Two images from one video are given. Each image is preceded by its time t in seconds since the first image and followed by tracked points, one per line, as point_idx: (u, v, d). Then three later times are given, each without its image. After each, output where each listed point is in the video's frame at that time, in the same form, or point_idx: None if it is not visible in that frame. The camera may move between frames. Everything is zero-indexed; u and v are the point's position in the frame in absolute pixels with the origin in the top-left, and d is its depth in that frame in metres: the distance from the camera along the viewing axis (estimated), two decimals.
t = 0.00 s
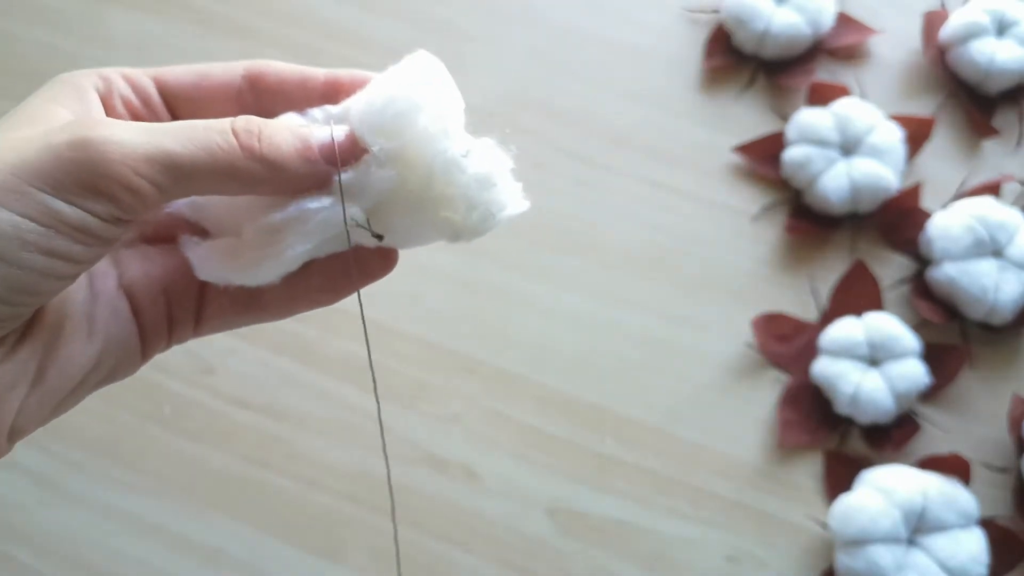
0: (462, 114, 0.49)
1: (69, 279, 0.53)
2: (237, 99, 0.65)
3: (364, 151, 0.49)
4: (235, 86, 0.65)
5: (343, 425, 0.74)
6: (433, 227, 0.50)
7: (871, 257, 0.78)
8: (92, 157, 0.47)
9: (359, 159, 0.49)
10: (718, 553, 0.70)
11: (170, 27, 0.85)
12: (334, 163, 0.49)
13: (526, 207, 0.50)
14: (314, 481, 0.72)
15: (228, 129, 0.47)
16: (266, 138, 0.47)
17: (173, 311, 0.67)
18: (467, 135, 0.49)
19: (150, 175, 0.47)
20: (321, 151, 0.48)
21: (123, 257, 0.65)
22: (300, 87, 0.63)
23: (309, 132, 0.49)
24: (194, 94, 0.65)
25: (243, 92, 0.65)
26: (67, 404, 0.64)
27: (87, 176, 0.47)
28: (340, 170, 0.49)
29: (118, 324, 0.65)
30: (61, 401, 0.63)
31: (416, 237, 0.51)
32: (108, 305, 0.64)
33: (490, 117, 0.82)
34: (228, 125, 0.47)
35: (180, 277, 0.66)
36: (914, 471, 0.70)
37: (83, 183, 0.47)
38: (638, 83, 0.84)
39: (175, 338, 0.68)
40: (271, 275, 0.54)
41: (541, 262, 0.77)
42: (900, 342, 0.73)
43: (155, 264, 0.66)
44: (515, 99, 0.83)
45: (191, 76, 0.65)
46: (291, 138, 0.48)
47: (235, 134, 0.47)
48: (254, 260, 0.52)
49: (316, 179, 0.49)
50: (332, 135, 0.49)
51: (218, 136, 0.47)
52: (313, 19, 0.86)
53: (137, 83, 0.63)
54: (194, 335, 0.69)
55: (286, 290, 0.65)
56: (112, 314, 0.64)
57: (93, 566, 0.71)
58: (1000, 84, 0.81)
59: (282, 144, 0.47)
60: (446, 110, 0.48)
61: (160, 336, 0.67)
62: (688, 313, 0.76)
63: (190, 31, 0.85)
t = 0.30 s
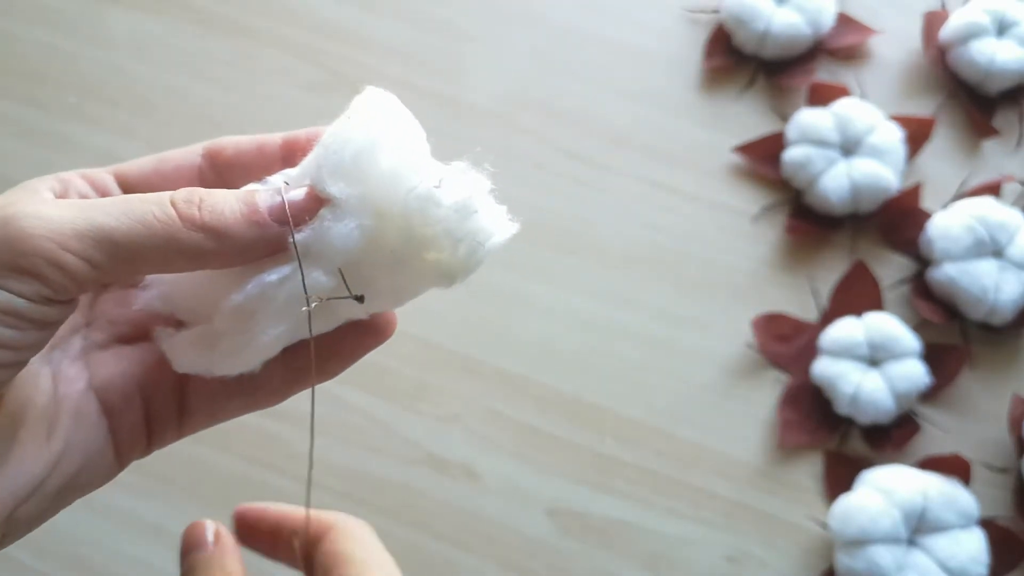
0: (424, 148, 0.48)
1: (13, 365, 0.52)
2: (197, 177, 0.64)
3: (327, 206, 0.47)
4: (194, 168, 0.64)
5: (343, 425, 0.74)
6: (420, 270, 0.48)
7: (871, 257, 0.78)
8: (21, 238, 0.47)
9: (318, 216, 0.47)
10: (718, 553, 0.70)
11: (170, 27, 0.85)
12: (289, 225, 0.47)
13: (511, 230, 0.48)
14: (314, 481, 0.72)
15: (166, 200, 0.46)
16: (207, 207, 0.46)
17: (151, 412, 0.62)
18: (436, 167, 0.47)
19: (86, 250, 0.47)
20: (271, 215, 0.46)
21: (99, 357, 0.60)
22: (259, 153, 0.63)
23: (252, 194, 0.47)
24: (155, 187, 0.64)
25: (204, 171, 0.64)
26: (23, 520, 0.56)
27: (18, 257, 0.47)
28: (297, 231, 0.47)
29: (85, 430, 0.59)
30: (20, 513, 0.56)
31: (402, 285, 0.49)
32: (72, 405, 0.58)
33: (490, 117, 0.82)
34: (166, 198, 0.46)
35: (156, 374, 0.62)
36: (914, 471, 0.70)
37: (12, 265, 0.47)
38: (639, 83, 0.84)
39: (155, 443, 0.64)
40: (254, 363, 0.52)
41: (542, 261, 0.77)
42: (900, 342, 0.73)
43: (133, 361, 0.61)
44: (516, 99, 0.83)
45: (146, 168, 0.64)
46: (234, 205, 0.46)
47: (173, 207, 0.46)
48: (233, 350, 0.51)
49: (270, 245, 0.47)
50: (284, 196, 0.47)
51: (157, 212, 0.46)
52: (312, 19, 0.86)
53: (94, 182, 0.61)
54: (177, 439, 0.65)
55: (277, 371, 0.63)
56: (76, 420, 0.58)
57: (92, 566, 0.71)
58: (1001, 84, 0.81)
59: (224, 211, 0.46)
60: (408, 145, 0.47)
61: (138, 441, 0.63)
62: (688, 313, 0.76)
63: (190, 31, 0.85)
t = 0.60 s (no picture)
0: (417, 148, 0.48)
1: (18, 371, 0.51)
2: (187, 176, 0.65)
3: (323, 208, 0.47)
4: (184, 167, 0.64)
5: (343, 425, 0.74)
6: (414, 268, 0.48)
7: (871, 257, 0.78)
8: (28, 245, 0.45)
9: (316, 217, 0.47)
10: (718, 553, 0.70)
11: (171, 27, 0.86)
12: (290, 227, 0.48)
13: (503, 227, 0.49)
14: (314, 481, 0.72)
15: (168, 206, 0.46)
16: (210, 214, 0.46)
17: (150, 408, 0.63)
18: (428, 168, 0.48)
19: (92, 257, 0.46)
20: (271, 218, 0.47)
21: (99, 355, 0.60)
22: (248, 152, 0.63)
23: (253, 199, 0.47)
24: (145, 186, 0.64)
25: (194, 169, 0.64)
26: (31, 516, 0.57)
27: (23, 264, 0.45)
28: (295, 233, 0.48)
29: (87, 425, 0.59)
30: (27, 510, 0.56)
31: (396, 284, 0.49)
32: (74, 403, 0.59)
33: (490, 117, 0.82)
34: (167, 203, 0.46)
35: (155, 369, 0.62)
36: (914, 471, 0.70)
37: (18, 271, 0.46)
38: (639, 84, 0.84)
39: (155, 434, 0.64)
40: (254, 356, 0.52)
41: (542, 261, 0.77)
42: (900, 342, 0.73)
43: (130, 357, 0.62)
44: (516, 99, 0.83)
45: (137, 166, 0.64)
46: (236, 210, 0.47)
47: (178, 215, 0.46)
48: (234, 343, 0.50)
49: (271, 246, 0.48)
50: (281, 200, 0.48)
51: (162, 218, 0.46)
52: (313, 19, 0.86)
53: (85, 181, 0.62)
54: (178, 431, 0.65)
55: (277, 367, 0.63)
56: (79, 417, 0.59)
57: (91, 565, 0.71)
58: (1001, 84, 0.81)
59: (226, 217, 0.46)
60: (402, 147, 0.48)
61: (138, 433, 0.63)
62: (687, 313, 0.76)
63: (190, 31, 0.85)
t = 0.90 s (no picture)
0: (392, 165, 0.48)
1: None
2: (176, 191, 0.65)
3: (291, 216, 0.47)
4: (172, 183, 0.65)
5: (344, 425, 0.74)
6: (379, 286, 0.47)
7: (871, 257, 0.78)
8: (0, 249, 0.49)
9: (276, 225, 0.47)
10: (718, 553, 0.70)
11: (170, 27, 0.85)
12: (248, 232, 0.47)
13: (474, 247, 0.47)
14: (315, 481, 0.72)
15: (127, 213, 0.48)
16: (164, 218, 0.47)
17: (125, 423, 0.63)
18: (399, 185, 0.47)
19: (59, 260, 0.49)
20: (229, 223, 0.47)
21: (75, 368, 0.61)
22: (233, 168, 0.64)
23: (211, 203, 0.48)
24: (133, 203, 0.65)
25: (182, 186, 0.65)
26: None
27: None
28: (254, 239, 0.47)
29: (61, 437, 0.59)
30: None
31: (361, 302, 0.48)
32: (47, 414, 0.59)
33: (490, 117, 0.82)
34: (128, 210, 0.48)
35: (132, 383, 0.62)
36: (915, 471, 0.70)
37: None
38: (639, 84, 0.84)
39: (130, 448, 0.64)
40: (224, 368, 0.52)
41: (542, 261, 0.77)
42: (900, 342, 0.73)
43: (107, 371, 0.61)
44: (516, 99, 0.83)
45: (126, 180, 0.65)
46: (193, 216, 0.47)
47: (134, 219, 0.47)
48: (200, 358, 0.51)
49: (228, 252, 0.48)
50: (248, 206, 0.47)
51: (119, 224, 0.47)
52: (313, 18, 0.86)
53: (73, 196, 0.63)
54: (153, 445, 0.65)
55: (250, 374, 0.63)
56: (51, 429, 0.59)
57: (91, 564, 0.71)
58: (1001, 84, 0.81)
59: (182, 222, 0.47)
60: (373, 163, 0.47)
61: (112, 447, 0.63)
62: (688, 313, 0.76)
63: (190, 31, 0.85)
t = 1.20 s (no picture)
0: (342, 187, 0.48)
1: None
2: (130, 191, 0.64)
3: (220, 259, 0.47)
4: (127, 182, 0.64)
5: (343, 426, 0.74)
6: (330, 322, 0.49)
7: (871, 257, 0.78)
8: None
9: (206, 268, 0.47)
10: (718, 553, 0.70)
11: (170, 27, 0.85)
12: (172, 277, 0.47)
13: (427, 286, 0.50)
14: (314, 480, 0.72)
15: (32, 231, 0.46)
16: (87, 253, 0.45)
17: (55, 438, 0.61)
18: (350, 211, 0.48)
19: None
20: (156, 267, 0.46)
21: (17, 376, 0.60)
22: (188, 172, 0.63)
23: (139, 241, 0.46)
24: (86, 199, 0.65)
25: (136, 185, 0.64)
26: None
27: None
28: (179, 285, 0.47)
29: None
30: None
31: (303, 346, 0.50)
32: None
33: (489, 117, 0.82)
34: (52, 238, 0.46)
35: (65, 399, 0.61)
36: (914, 471, 0.70)
37: None
38: (639, 83, 0.84)
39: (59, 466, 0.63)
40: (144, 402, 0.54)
41: (541, 261, 0.77)
42: (900, 343, 0.73)
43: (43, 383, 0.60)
44: (516, 99, 0.83)
45: (81, 177, 0.64)
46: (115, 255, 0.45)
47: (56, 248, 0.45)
48: (120, 391, 0.53)
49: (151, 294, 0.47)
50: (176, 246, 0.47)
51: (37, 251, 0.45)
52: (313, 18, 0.86)
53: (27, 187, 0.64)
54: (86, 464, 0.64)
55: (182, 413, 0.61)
56: None
57: (90, 564, 0.71)
58: (1001, 84, 0.81)
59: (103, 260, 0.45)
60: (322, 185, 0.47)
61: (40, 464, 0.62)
62: (688, 313, 0.76)
63: (190, 31, 0.85)
